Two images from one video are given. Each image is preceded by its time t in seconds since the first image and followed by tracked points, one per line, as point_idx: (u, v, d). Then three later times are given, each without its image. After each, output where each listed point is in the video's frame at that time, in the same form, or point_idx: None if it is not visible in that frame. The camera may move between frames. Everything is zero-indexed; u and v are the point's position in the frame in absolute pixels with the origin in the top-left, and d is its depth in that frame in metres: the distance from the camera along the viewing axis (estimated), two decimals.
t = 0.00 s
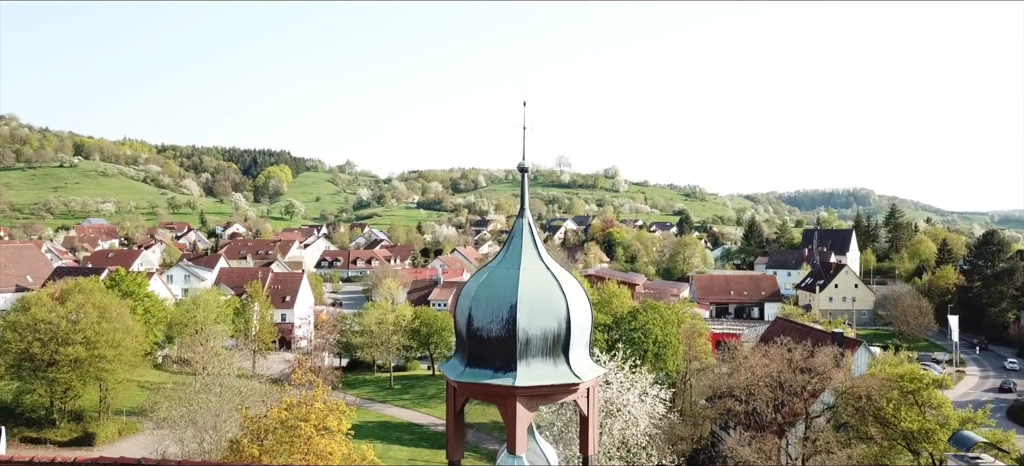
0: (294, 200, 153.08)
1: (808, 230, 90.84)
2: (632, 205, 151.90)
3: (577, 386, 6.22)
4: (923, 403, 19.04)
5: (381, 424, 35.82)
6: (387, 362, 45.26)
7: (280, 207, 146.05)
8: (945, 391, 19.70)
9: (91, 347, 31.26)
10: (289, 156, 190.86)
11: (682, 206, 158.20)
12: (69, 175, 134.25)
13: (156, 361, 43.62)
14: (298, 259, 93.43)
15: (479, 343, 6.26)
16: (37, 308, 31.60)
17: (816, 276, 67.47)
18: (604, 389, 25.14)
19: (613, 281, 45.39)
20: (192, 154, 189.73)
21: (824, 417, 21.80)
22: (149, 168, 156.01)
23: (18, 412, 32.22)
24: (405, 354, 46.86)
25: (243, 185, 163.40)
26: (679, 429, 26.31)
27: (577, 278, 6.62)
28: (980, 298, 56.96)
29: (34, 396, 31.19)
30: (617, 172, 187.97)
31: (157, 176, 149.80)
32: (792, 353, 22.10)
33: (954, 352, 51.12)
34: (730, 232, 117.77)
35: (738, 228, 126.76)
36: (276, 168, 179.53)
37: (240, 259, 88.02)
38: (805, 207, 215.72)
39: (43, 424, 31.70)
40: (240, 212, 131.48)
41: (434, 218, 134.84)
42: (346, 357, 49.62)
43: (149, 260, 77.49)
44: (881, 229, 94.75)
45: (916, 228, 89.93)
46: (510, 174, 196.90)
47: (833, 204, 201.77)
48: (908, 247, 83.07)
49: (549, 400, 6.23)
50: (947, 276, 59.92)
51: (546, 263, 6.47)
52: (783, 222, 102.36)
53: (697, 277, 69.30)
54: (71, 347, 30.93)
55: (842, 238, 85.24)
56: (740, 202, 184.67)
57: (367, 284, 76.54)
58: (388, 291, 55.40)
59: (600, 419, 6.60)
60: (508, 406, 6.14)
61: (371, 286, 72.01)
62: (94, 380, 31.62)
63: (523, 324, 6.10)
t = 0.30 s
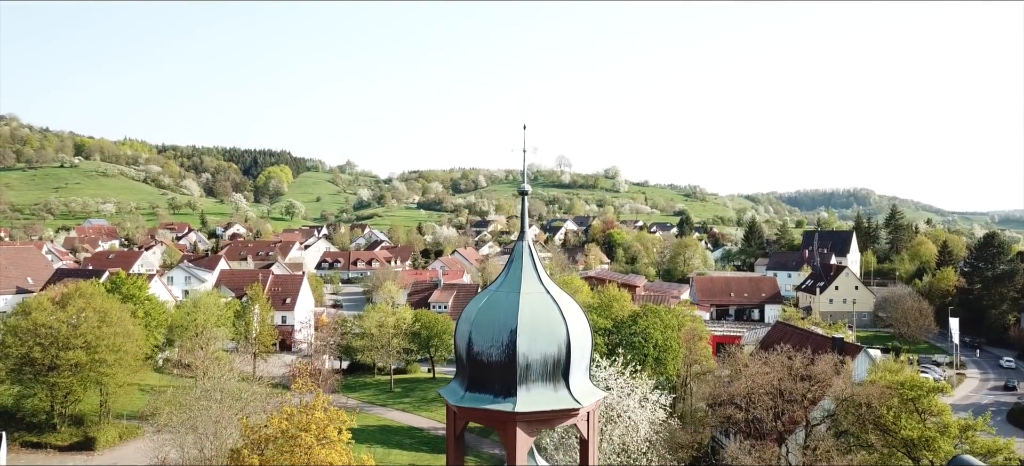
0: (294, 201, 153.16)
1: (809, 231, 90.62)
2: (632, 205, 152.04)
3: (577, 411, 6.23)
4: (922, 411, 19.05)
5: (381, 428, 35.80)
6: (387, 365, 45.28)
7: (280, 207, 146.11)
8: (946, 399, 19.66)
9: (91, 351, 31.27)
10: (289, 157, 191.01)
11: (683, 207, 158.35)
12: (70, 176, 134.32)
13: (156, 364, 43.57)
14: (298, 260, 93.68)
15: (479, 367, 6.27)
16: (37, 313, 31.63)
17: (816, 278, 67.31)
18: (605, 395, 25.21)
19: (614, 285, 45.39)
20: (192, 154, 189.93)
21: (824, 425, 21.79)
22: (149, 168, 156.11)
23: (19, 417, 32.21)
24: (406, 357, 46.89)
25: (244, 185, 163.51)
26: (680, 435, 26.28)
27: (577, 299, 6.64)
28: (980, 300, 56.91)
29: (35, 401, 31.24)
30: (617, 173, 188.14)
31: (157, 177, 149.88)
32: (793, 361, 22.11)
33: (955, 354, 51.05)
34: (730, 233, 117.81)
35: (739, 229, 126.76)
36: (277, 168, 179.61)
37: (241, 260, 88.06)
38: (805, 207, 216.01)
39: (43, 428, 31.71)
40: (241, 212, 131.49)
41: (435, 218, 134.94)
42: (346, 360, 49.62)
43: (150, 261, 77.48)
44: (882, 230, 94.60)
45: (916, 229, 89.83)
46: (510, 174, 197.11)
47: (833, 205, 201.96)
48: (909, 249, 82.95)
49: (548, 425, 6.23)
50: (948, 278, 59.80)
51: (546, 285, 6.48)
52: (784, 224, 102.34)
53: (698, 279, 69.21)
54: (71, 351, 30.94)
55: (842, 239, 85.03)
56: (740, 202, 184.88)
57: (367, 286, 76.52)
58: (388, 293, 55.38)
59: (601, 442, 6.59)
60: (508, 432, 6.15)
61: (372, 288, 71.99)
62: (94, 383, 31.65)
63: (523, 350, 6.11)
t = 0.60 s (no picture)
0: (295, 201, 153.18)
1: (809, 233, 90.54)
2: (633, 206, 152.14)
3: (577, 433, 6.26)
4: (922, 417, 19.05)
5: (382, 432, 35.72)
6: (388, 368, 45.29)
7: (280, 207, 146.21)
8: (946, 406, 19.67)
9: (92, 356, 31.27)
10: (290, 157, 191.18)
11: (683, 208, 158.42)
12: (70, 177, 134.48)
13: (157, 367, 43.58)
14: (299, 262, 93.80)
15: (478, 388, 6.30)
16: (38, 317, 31.72)
17: (816, 279, 67.22)
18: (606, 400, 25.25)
19: (614, 288, 45.38)
20: (193, 155, 190.23)
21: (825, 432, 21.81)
22: (150, 169, 156.32)
23: (19, 421, 32.16)
24: (406, 360, 46.94)
25: (244, 185, 163.61)
26: (681, 439, 26.24)
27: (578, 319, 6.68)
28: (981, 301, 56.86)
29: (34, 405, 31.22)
30: (618, 173, 188.25)
31: (157, 178, 150.03)
32: (792, 368, 22.09)
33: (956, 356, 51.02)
34: (731, 234, 117.88)
35: (739, 230, 126.80)
36: (277, 169, 179.73)
37: (241, 261, 88.06)
38: (806, 207, 216.01)
39: (44, 433, 31.66)
40: (241, 213, 131.55)
41: (435, 219, 135.07)
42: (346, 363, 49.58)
43: (150, 262, 77.39)
44: (882, 231, 94.55)
45: (916, 231, 89.77)
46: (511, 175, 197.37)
47: (833, 205, 202.09)
48: (909, 250, 82.84)
49: (547, 447, 6.26)
50: (948, 280, 59.99)
51: (546, 307, 6.51)
52: (784, 225, 102.33)
53: (698, 280, 69.20)
54: (72, 355, 30.95)
55: (843, 240, 84.93)
56: (740, 202, 184.88)
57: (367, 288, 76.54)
58: (388, 296, 55.35)
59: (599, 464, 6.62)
60: (508, 454, 6.17)
61: (372, 291, 71.90)
62: (95, 388, 31.66)
63: (523, 372, 6.15)
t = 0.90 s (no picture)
0: (295, 201, 153.15)
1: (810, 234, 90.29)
2: (633, 206, 152.19)
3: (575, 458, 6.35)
4: (922, 423, 19.16)
5: (382, 435, 35.70)
6: (388, 371, 45.32)
7: (280, 208, 146.29)
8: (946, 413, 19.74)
9: (92, 360, 31.29)
10: (290, 158, 191.38)
11: (684, 208, 158.60)
12: (70, 177, 134.42)
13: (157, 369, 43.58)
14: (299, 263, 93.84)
15: (477, 409, 6.37)
16: (38, 321, 31.78)
17: (816, 281, 67.11)
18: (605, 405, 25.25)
19: (614, 292, 45.36)
20: (193, 155, 190.42)
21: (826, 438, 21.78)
22: (151, 169, 156.46)
23: (19, 425, 32.13)
24: (406, 363, 46.97)
25: (244, 186, 163.70)
26: (681, 443, 26.24)
27: (576, 340, 6.76)
28: (982, 303, 56.75)
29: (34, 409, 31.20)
30: (618, 174, 188.39)
31: (158, 178, 150.23)
32: (792, 374, 22.13)
33: (956, 358, 51.06)
34: (731, 234, 117.86)
35: (739, 230, 126.88)
36: (278, 169, 179.72)
37: (241, 263, 88.06)
38: (806, 207, 215.87)
39: (44, 437, 31.64)
40: (241, 214, 131.62)
41: (435, 219, 135.05)
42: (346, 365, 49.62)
43: (150, 263, 77.38)
44: (882, 233, 94.31)
45: (916, 232, 89.70)
46: (511, 176, 197.61)
47: (833, 205, 202.33)
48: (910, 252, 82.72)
49: None
50: (948, 281, 59.86)
51: (544, 327, 6.60)
52: (784, 226, 102.34)
53: (698, 281, 69.21)
54: (72, 359, 30.96)
55: (843, 242, 84.77)
56: (740, 202, 184.76)
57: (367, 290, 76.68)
58: (388, 298, 55.31)
59: None
60: None
61: (372, 292, 71.89)
62: (95, 392, 31.64)
63: (521, 394, 6.22)
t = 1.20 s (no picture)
0: (296, 202, 153.12)
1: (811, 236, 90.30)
2: (633, 207, 152.37)
3: None
4: (922, 431, 19.21)
5: (382, 440, 35.69)
6: (388, 374, 45.34)
7: (281, 209, 146.32)
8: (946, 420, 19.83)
9: (93, 365, 31.33)
10: (290, 158, 191.57)
11: (685, 209, 158.67)
12: (71, 178, 134.57)
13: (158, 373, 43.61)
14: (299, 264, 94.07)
15: (478, 434, 6.63)
16: (39, 327, 31.85)
17: (817, 283, 67.01)
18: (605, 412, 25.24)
19: (614, 295, 45.39)
20: (194, 156, 190.63)
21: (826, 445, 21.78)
22: (151, 170, 156.62)
23: (19, 430, 32.08)
24: (406, 366, 46.96)
25: (245, 187, 163.83)
26: (681, 449, 26.24)
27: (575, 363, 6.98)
28: (982, 305, 56.71)
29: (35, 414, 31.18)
30: (619, 174, 188.54)
31: (158, 179, 150.42)
32: (792, 381, 22.21)
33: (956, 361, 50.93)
34: (732, 235, 117.92)
35: (739, 231, 127.01)
36: (278, 170, 179.82)
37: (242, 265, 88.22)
38: (806, 208, 215.90)
39: (45, 442, 31.63)
40: (242, 215, 131.72)
41: (435, 220, 135.04)
42: (347, 368, 49.66)
43: (151, 264, 77.36)
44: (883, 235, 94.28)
45: (917, 234, 89.74)
46: (512, 177, 197.78)
47: (834, 206, 202.49)
48: (911, 254, 82.76)
49: None
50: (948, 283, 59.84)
51: (545, 352, 6.85)
52: (784, 228, 102.37)
53: (698, 284, 69.24)
54: (72, 364, 31.00)
55: (844, 243, 84.74)
56: (740, 203, 184.93)
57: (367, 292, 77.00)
58: (388, 300, 55.26)
59: None
60: None
61: (372, 294, 71.83)
62: (95, 397, 31.67)
63: (520, 420, 6.45)
